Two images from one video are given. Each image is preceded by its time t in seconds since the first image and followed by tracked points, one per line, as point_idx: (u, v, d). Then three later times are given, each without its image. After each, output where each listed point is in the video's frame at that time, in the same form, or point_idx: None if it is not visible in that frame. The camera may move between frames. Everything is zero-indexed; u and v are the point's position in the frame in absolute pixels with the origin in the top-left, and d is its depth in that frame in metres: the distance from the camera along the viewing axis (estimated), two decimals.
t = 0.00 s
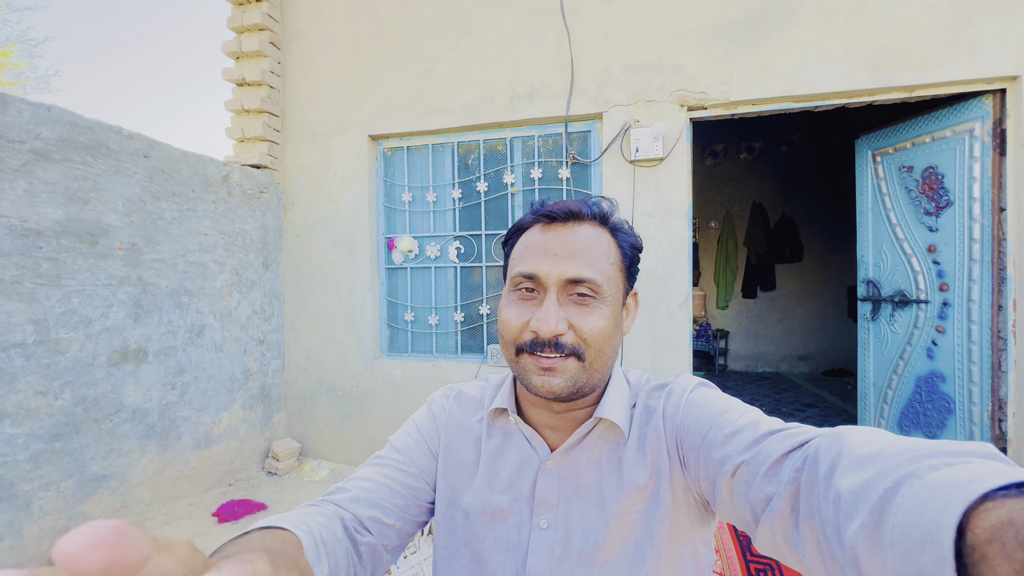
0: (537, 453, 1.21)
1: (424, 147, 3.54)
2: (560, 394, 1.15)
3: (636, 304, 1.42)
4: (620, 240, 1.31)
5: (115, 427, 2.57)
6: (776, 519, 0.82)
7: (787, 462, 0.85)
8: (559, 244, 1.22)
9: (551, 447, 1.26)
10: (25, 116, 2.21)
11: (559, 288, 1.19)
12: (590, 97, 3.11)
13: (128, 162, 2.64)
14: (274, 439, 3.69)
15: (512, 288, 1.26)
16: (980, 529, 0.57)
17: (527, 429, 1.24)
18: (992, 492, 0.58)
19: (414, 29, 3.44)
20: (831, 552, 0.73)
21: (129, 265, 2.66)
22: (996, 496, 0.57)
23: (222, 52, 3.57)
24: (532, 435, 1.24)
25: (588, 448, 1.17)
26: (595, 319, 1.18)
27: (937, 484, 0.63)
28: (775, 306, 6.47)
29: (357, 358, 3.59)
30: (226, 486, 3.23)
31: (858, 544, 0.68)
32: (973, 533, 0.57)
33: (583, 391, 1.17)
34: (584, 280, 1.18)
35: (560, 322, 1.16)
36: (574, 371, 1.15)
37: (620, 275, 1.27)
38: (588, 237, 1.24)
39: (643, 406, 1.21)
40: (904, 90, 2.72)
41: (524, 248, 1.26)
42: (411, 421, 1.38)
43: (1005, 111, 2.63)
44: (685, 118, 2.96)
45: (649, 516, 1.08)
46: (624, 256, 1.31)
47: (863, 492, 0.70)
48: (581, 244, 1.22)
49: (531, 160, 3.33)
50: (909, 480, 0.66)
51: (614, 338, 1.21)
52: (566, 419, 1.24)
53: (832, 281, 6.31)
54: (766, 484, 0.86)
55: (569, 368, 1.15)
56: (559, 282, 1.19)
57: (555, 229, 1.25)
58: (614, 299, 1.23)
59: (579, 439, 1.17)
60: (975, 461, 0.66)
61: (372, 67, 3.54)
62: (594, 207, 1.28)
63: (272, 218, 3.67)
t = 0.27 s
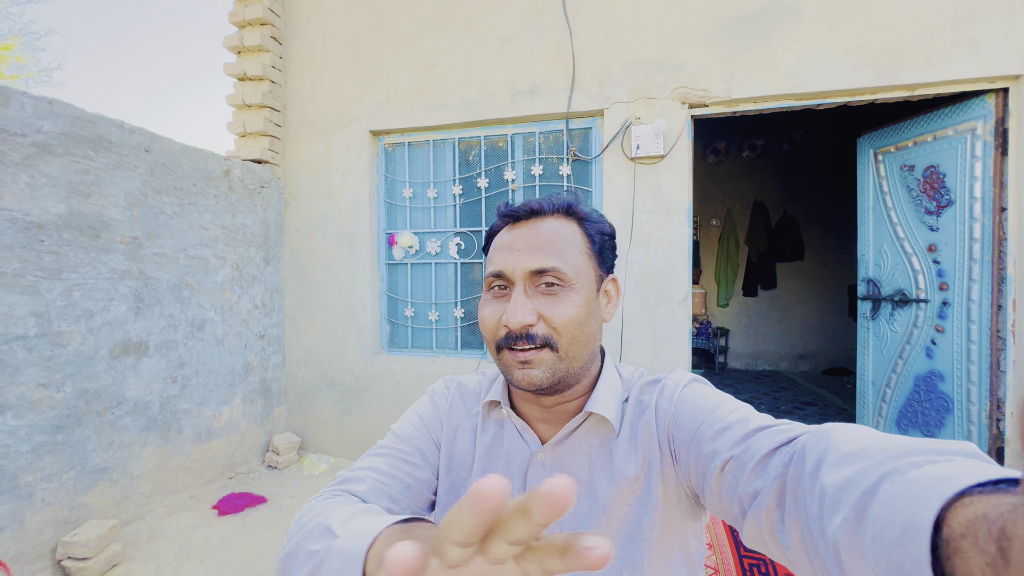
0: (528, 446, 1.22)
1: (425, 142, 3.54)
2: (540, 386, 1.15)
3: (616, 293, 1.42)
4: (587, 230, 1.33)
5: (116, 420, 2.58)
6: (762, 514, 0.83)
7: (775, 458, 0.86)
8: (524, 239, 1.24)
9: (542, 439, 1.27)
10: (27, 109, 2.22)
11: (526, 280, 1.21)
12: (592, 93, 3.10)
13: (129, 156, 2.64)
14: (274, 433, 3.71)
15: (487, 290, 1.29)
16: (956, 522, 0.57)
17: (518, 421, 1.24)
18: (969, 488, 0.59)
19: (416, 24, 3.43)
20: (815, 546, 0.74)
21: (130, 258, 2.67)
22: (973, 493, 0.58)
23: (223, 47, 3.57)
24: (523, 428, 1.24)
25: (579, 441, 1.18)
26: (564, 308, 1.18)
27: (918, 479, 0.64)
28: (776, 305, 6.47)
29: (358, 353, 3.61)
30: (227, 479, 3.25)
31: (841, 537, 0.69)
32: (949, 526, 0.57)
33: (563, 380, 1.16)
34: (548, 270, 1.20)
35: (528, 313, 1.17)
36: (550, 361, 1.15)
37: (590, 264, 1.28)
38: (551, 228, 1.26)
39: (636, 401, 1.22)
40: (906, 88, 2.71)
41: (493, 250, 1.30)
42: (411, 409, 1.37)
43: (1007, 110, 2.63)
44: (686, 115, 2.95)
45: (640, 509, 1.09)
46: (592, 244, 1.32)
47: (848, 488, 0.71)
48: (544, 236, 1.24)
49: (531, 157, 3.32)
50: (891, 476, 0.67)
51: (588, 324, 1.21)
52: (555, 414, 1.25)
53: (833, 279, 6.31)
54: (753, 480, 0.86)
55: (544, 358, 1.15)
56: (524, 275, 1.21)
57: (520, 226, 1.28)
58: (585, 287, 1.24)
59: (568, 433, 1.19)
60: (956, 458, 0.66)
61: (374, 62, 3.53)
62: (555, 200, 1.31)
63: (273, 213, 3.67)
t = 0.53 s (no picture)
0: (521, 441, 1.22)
1: (425, 139, 3.54)
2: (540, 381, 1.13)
3: (609, 291, 1.43)
4: (586, 228, 1.34)
5: (114, 414, 2.59)
6: (752, 507, 0.83)
7: (765, 452, 0.85)
8: (527, 233, 1.24)
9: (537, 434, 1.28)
10: (27, 103, 2.22)
11: (530, 273, 1.20)
12: (592, 91, 3.09)
13: (128, 151, 2.64)
14: (273, 429, 3.71)
15: (485, 282, 1.27)
16: (942, 519, 0.58)
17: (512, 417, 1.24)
18: (955, 484, 0.59)
19: (417, 20, 3.42)
20: (804, 539, 0.74)
21: (129, 253, 2.67)
22: (959, 489, 0.59)
23: (224, 42, 3.56)
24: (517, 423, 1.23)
25: (573, 436, 1.17)
26: (567, 302, 1.18)
27: (906, 476, 0.64)
28: (776, 305, 6.47)
29: (357, 350, 3.61)
30: (225, 474, 3.25)
31: (828, 531, 0.69)
32: (936, 524, 0.58)
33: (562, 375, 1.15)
34: (552, 264, 1.19)
35: (533, 306, 1.16)
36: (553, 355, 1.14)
37: (589, 260, 1.29)
38: (553, 224, 1.26)
39: (628, 395, 1.22)
40: (907, 87, 2.70)
41: (493, 242, 1.28)
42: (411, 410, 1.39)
43: (1010, 110, 2.61)
44: (687, 113, 2.94)
45: (632, 503, 1.09)
46: (591, 242, 1.33)
47: (836, 482, 0.71)
48: (547, 230, 1.24)
49: (531, 154, 3.32)
50: (879, 472, 0.68)
51: (588, 320, 1.22)
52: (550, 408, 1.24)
53: (833, 279, 6.30)
54: (743, 473, 0.86)
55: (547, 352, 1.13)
56: (529, 268, 1.19)
57: (521, 220, 1.27)
58: (586, 282, 1.24)
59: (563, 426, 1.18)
60: (942, 454, 0.67)
61: (374, 58, 3.53)
62: (556, 197, 1.32)
63: (273, 209, 3.67)
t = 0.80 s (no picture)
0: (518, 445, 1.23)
1: (425, 139, 3.53)
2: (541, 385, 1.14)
3: (610, 299, 1.43)
4: (591, 235, 1.34)
5: (112, 413, 2.59)
6: (748, 518, 0.83)
7: (761, 462, 0.86)
8: (534, 236, 1.23)
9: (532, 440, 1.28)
10: (25, 101, 2.21)
11: (536, 277, 1.19)
12: (592, 91, 3.09)
13: (127, 149, 2.64)
14: (271, 428, 3.72)
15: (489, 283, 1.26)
16: (944, 543, 0.56)
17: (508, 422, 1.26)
18: (958, 506, 0.57)
19: (418, 19, 3.41)
20: (799, 551, 0.74)
21: (128, 251, 2.66)
22: (962, 511, 0.57)
23: (224, 40, 3.56)
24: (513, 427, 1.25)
25: (570, 440, 1.18)
26: (571, 307, 1.18)
27: (905, 493, 0.63)
28: (775, 306, 6.47)
29: (356, 349, 3.61)
30: (223, 473, 3.25)
31: (825, 545, 0.68)
32: (938, 548, 0.56)
33: (563, 380, 1.16)
34: (558, 269, 1.19)
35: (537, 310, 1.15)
36: (553, 360, 1.14)
37: (593, 267, 1.29)
38: (559, 229, 1.26)
39: (625, 401, 1.22)
40: (908, 90, 2.69)
41: (498, 244, 1.28)
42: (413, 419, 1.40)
43: (1010, 113, 2.62)
44: (687, 114, 2.94)
45: (628, 509, 1.08)
46: (595, 249, 1.33)
47: (834, 496, 0.71)
48: (554, 235, 1.23)
49: (531, 154, 3.31)
50: (877, 487, 0.67)
51: (590, 326, 1.22)
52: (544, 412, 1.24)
53: (833, 280, 6.30)
54: (739, 484, 0.86)
55: (547, 357, 1.14)
56: (535, 271, 1.19)
57: (528, 224, 1.27)
58: (589, 289, 1.24)
59: (559, 432, 1.19)
60: (943, 472, 0.66)
61: (375, 57, 3.52)
62: (564, 203, 1.32)
63: (272, 207, 3.67)
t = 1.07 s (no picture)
0: (516, 442, 1.22)
1: (424, 137, 3.53)
2: (545, 381, 1.14)
3: (616, 299, 1.43)
4: (599, 234, 1.33)
5: (109, 410, 2.58)
6: (746, 518, 0.83)
7: (760, 463, 0.86)
8: (543, 232, 1.23)
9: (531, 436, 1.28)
10: (22, 96, 2.21)
11: (543, 273, 1.19)
12: (591, 90, 3.09)
13: (125, 145, 2.63)
14: (268, 426, 3.71)
15: (496, 276, 1.26)
16: (946, 547, 0.56)
17: (509, 420, 1.25)
18: (959, 510, 0.57)
19: (417, 17, 3.41)
20: (796, 552, 0.74)
21: (125, 248, 2.65)
22: (963, 515, 0.57)
23: (222, 36, 3.54)
24: (513, 425, 1.24)
25: (569, 437, 1.17)
26: (577, 305, 1.18)
27: (904, 495, 0.63)
28: (773, 306, 6.48)
29: (354, 347, 3.60)
30: (220, 470, 3.25)
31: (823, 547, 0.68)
32: (939, 552, 0.56)
33: (566, 377, 1.16)
34: (567, 266, 1.19)
35: (544, 306, 1.15)
36: (558, 357, 1.14)
37: (601, 266, 1.29)
38: (569, 226, 1.26)
39: (624, 400, 1.22)
40: (906, 90, 2.70)
41: (507, 237, 1.28)
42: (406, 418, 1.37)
43: (1008, 114, 2.62)
44: (686, 113, 2.94)
45: (625, 508, 1.08)
46: (603, 248, 1.33)
47: (831, 497, 0.71)
48: (564, 232, 1.23)
49: (530, 153, 3.31)
50: (875, 489, 0.66)
51: (596, 326, 1.22)
52: (545, 411, 1.25)
53: (831, 281, 6.32)
54: (737, 483, 0.87)
55: (553, 354, 1.13)
56: (543, 268, 1.19)
57: (539, 219, 1.26)
58: (596, 288, 1.24)
59: (557, 430, 1.17)
60: (943, 473, 0.65)
61: (374, 54, 3.51)
62: (575, 200, 1.31)
63: (270, 205, 3.66)
